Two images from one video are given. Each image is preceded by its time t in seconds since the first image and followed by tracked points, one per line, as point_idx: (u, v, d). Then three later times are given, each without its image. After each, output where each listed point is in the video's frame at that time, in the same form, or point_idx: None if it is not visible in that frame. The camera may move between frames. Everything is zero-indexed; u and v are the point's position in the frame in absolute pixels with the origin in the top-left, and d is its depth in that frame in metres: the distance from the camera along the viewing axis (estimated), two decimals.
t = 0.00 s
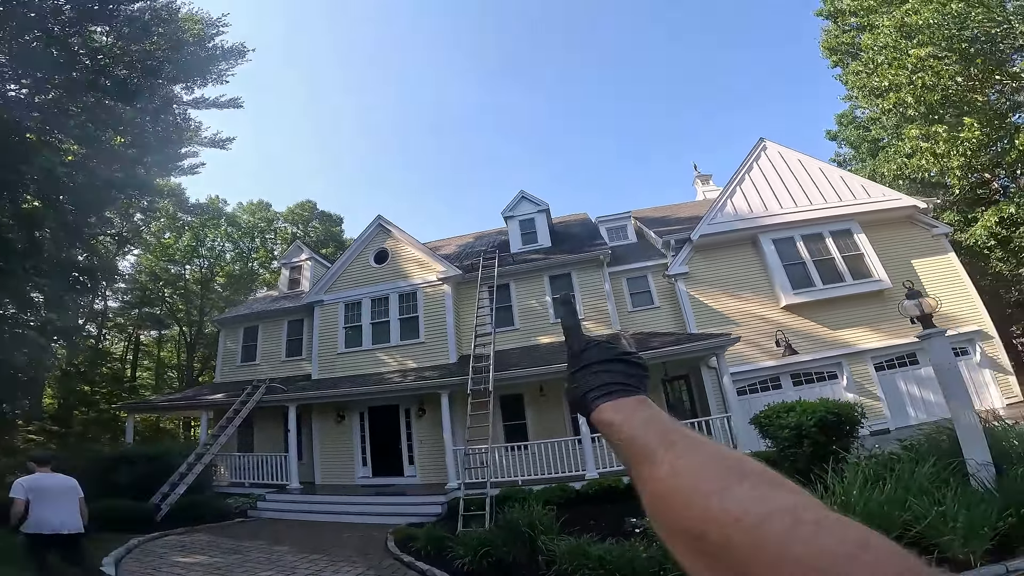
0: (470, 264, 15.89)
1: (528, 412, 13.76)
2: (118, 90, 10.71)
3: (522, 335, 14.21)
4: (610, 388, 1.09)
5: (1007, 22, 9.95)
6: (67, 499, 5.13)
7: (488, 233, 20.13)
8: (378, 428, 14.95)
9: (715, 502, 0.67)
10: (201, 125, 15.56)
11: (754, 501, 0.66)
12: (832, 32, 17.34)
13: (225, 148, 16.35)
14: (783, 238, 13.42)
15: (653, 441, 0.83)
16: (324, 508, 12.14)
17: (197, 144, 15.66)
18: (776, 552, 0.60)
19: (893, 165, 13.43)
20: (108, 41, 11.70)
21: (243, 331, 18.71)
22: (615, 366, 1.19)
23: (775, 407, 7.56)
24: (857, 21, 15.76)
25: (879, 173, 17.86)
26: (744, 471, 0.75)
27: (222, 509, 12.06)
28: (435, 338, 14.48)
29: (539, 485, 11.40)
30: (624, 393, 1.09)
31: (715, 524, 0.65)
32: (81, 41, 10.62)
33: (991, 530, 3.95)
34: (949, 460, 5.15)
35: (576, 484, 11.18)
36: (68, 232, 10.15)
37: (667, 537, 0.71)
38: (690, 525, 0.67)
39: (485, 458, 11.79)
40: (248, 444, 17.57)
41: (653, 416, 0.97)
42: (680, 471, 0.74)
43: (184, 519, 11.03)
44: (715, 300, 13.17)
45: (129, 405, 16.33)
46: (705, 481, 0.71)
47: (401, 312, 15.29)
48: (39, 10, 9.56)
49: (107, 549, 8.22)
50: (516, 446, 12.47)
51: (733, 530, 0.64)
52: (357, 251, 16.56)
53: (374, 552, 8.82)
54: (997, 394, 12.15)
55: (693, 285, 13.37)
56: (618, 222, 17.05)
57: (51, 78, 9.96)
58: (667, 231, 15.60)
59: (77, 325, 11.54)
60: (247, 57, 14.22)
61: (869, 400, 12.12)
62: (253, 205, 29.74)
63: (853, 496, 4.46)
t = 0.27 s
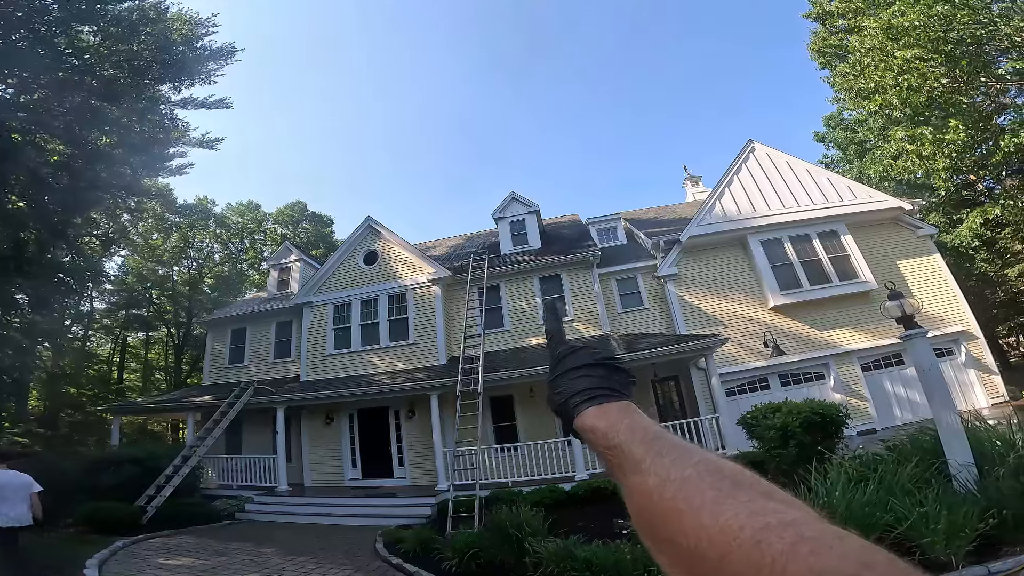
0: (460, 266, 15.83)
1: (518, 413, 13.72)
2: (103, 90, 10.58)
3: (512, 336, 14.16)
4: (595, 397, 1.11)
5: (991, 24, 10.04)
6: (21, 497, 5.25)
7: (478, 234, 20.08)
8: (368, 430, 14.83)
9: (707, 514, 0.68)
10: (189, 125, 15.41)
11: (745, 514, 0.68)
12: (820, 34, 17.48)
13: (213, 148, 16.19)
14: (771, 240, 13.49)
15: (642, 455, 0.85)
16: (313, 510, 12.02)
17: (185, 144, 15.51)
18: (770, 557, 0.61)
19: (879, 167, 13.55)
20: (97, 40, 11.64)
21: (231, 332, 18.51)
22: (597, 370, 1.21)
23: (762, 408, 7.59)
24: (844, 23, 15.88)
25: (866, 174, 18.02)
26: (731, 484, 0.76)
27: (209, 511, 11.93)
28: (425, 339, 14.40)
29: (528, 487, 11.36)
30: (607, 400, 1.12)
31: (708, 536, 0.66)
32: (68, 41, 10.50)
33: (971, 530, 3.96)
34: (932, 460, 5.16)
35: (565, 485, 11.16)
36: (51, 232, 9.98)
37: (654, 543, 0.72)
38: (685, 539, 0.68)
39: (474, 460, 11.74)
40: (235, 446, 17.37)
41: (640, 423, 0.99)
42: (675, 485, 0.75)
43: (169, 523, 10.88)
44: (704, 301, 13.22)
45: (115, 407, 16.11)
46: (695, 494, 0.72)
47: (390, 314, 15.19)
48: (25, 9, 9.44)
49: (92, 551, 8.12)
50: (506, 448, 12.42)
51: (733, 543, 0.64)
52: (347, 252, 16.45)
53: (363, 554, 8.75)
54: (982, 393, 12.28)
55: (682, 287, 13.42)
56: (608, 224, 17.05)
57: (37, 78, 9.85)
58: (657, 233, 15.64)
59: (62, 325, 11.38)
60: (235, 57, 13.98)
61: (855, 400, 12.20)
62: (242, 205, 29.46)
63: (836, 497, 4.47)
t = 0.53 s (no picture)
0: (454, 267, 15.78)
1: (512, 415, 13.68)
2: (92, 91, 10.49)
3: (505, 337, 14.13)
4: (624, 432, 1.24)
5: (980, 25, 10.15)
6: None
7: (472, 235, 20.02)
8: (361, 431, 14.74)
9: (742, 540, 0.71)
10: (180, 125, 15.27)
11: (778, 538, 0.71)
12: (811, 36, 17.58)
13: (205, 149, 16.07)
14: (764, 240, 13.53)
15: (676, 487, 0.90)
16: (305, 512, 11.93)
17: (176, 145, 15.38)
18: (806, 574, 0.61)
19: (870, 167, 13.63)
20: (88, 41, 11.43)
21: (223, 335, 18.36)
22: (625, 407, 1.35)
23: (754, 408, 7.59)
24: (835, 24, 15.96)
25: (857, 175, 18.13)
26: (764, 514, 0.80)
27: (200, 514, 11.81)
28: (418, 341, 14.34)
29: (522, 488, 11.33)
30: (637, 435, 1.24)
31: (746, 558, 0.66)
32: (58, 41, 10.35)
33: (962, 530, 3.98)
34: (922, 461, 5.19)
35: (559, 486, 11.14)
36: (39, 234, 9.85)
37: (686, 567, 0.73)
38: (720, 562, 0.68)
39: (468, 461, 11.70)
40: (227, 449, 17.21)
41: (668, 456, 1.07)
42: (710, 514, 0.79)
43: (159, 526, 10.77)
44: (697, 302, 13.25)
45: (104, 409, 15.92)
46: (730, 522, 0.76)
47: (383, 315, 15.11)
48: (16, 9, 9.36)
49: (81, 553, 8.03)
50: (499, 449, 12.38)
51: (771, 564, 0.65)
52: (339, 254, 16.35)
53: (356, 556, 8.70)
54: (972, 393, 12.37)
55: (675, 287, 13.44)
56: (601, 225, 17.04)
57: (26, 78, 9.74)
58: (650, 234, 15.66)
59: (50, 328, 11.25)
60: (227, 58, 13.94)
61: (847, 400, 12.27)
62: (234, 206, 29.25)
63: (827, 498, 4.47)
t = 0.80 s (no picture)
0: (447, 268, 15.72)
1: (506, 416, 13.65)
2: (84, 91, 10.40)
3: (499, 338, 14.11)
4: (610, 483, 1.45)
5: (972, 27, 10.23)
6: None
7: (466, 236, 19.97)
8: (355, 433, 14.65)
9: None
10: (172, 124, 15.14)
11: None
12: (804, 36, 17.62)
13: (196, 149, 15.94)
14: (756, 241, 13.58)
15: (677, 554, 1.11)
16: (298, 515, 11.84)
17: (168, 145, 15.24)
18: None
19: (861, 169, 13.71)
20: (80, 41, 11.31)
21: (214, 336, 18.18)
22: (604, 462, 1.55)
23: (746, 409, 7.61)
24: (828, 25, 16.03)
25: (849, 176, 18.23)
26: None
27: (192, 516, 11.70)
28: (411, 342, 14.27)
29: (517, 490, 11.31)
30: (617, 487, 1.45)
31: None
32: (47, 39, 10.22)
33: (952, 530, 3.96)
34: (912, 461, 5.22)
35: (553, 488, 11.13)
36: (26, 236, 9.73)
37: None
38: None
39: (462, 463, 11.66)
40: (219, 451, 17.06)
41: (655, 511, 1.29)
42: None
43: (150, 529, 10.66)
44: (690, 303, 13.29)
45: (94, 410, 15.75)
46: None
47: (376, 317, 15.03)
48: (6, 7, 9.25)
49: (71, 556, 7.95)
50: (493, 451, 12.35)
51: None
52: (332, 255, 16.25)
53: (349, 558, 8.66)
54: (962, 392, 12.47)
55: (668, 288, 13.48)
56: (595, 226, 17.05)
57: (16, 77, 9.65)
58: (643, 235, 15.67)
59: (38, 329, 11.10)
60: (219, 58, 13.82)
61: (839, 400, 12.34)
62: (226, 207, 29.02)
63: (820, 498, 4.46)
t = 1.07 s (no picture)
0: (449, 269, 15.74)
1: (508, 418, 13.65)
2: (87, 92, 10.45)
3: (501, 339, 14.12)
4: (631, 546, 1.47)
5: (974, 27, 10.38)
6: None
7: (467, 238, 19.99)
8: (357, 434, 14.67)
9: None
10: (174, 126, 15.18)
11: None
12: (806, 36, 17.62)
13: (199, 150, 16.01)
14: (758, 242, 13.57)
15: None
16: (300, 515, 11.87)
17: (170, 146, 15.28)
18: None
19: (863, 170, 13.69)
20: (82, 42, 11.35)
21: (217, 337, 18.23)
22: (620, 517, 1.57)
23: (748, 410, 7.61)
24: (829, 26, 16.01)
25: (851, 176, 18.21)
26: None
27: (194, 516, 11.72)
28: (413, 343, 14.28)
29: (519, 490, 11.32)
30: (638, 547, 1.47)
31: None
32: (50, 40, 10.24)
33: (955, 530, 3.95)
34: (915, 461, 5.21)
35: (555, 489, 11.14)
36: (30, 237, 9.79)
37: None
38: None
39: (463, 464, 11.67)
40: (221, 451, 17.10)
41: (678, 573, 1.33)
42: None
43: (152, 529, 10.70)
44: (692, 304, 13.28)
45: (96, 410, 15.79)
46: None
47: (378, 318, 15.05)
48: (10, 8, 9.29)
49: (74, 556, 7.97)
50: (495, 452, 12.36)
51: None
52: (334, 256, 16.28)
53: (351, 558, 8.69)
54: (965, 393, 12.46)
55: (670, 289, 13.48)
56: (596, 227, 17.04)
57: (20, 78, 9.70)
58: (645, 236, 15.67)
59: (41, 330, 11.14)
60: (222, 59, 13.88)
61: (841, 401, 12.33)
62: (228, 208, 29.10)
63: (822, 499, 4.46)
